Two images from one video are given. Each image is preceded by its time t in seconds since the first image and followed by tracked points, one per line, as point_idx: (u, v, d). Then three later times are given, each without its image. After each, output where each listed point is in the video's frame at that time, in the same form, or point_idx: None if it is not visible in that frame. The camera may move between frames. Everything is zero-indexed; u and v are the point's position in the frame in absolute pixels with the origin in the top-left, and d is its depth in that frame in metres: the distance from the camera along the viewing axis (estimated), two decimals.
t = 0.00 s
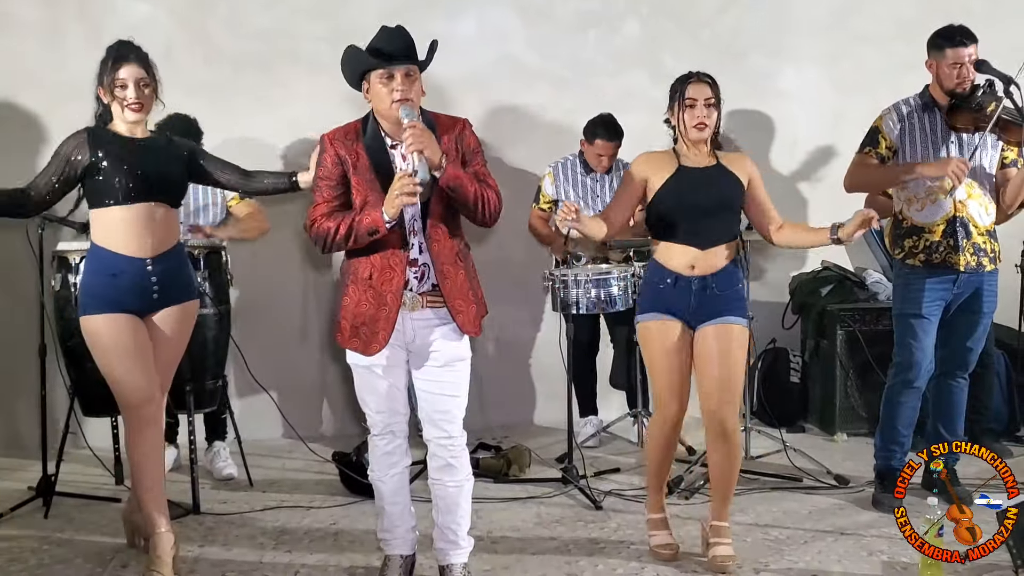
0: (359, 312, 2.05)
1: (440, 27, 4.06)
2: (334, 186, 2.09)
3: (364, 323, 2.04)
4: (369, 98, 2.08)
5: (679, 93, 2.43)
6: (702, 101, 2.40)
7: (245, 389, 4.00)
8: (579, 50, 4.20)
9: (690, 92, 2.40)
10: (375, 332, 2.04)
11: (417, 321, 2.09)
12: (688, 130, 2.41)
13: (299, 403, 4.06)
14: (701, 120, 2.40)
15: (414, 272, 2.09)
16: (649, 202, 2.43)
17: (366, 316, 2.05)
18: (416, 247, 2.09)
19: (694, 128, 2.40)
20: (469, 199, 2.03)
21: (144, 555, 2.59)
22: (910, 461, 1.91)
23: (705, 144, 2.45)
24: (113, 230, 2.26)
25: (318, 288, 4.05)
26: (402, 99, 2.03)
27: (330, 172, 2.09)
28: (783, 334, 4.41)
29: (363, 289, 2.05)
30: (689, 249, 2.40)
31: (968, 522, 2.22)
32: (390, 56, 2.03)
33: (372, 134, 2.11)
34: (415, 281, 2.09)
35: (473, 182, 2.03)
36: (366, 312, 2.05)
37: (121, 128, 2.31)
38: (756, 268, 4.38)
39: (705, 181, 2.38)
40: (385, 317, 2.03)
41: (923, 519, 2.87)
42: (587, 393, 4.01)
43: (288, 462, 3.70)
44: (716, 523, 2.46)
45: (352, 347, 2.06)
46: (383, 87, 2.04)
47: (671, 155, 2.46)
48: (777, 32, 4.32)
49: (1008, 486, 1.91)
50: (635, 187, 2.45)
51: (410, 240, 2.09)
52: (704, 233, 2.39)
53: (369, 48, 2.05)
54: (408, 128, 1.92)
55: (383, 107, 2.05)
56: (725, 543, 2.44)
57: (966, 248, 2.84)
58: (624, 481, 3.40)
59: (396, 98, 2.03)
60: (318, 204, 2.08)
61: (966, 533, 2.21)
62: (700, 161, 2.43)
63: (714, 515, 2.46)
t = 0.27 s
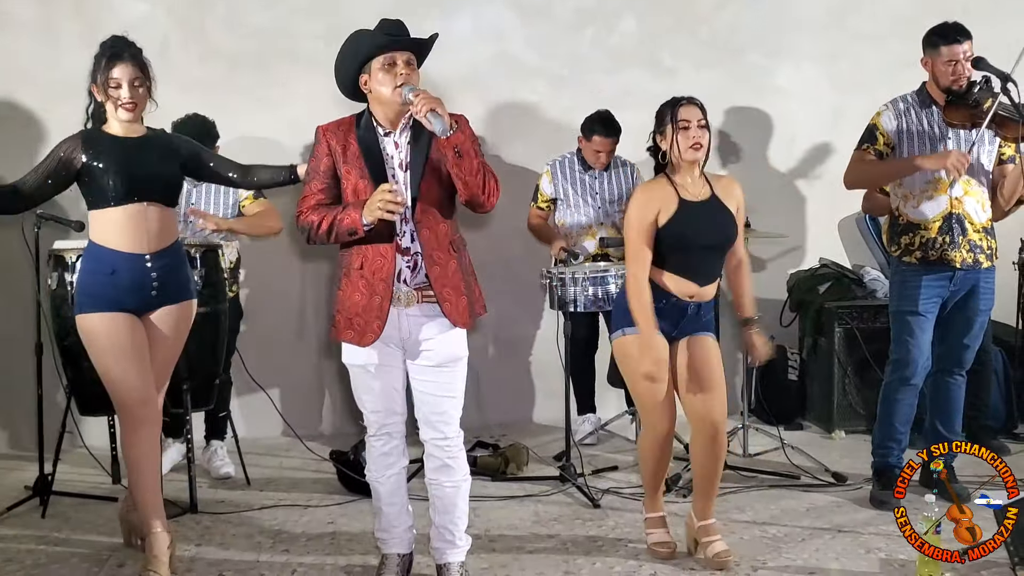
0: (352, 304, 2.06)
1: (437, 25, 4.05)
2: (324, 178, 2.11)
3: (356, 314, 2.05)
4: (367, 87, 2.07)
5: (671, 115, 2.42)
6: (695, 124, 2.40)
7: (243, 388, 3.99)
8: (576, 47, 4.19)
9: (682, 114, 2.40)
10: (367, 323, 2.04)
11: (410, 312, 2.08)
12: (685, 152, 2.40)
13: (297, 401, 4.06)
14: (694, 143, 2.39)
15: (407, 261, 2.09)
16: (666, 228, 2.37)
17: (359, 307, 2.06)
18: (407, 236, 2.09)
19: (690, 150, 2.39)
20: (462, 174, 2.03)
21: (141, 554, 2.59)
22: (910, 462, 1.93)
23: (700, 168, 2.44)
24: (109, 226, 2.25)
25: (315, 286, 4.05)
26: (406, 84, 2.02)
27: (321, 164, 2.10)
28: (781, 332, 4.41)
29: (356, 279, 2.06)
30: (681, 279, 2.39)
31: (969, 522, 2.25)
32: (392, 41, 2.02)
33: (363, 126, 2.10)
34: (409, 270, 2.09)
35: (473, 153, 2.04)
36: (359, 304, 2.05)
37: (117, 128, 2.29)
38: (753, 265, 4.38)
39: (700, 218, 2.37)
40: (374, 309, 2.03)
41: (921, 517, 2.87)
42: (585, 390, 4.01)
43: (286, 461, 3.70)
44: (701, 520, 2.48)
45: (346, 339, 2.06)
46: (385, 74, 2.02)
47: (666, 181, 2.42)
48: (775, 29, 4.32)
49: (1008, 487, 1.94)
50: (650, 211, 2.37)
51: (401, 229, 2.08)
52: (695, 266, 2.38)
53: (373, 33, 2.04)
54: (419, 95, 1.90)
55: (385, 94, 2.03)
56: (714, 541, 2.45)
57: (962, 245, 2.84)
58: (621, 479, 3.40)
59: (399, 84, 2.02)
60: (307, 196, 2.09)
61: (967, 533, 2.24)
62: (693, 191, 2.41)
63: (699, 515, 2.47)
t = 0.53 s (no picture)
0: (340, 296, 2.06)
1: (433, 22, 4.05)
2: (315, 171, 2.11)
3: (344, 305, 2.05)
4: (358, 85, 2.07)
5: (671, 99, 2.40)
6: (695, 104, 2.38)
7: (239, 386, 3.99)
8: (572, 45, 4.19)
9: (684, 95, 2.38)
10: (354, 314, 2.04)
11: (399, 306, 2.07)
12: (687, 133, 2.38)
13: (293, 400, 4.05)
14: (693, 124, 2.38)
15: (397, 255, 2.08)
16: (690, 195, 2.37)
17: (347, 298, 2.05)
18: (395, 229, 2.09)
19: (690, 130, 2.37)
20: (453, 171, 2.02)
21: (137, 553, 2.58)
22: (910, 461, 1.97)
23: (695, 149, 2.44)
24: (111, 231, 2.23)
25: (311, 285, 4.04)
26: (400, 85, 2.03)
27: (312, 157, 2.11)
28: (777, 329, 4.42)
29: (343, 270, 2.06)
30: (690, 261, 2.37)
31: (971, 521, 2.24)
32: (389, 41, 2.03)
33: (354, 120, 2.10)
34: (399, 264, 2.09)
35: (467, 152, 2.03)
36: (346, 295, 2.05)
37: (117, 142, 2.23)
38: (749, 262, 4.38)
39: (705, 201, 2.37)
40: (359, 299, 2.03)
41: (918, 513, 2.87)
42: (581, 388, 4.01)
43: (282, 459, 3.69)
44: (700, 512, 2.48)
45: (334, 330, 2.05)
46: (379, 75, 2.03)
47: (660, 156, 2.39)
48: (771, 26, 4.32)
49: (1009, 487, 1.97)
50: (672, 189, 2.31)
51: (389, 223, 2.08)
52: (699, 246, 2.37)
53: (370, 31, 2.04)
54: (415, 95, 1.90)
55: (379, 95, 2.04)
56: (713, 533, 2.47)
57: (959, 242, 2.84)
58: (618, 477, 3.40)
59: (395, 84, 2.03)
60: (302, 189, 2.11)
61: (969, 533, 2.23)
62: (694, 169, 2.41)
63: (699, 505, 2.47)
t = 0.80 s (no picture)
0: (339, 303, 2.07)
1: (431, 21, 4.05)
2: (310, 178, 2.11)
3: (343, 312, 2.06)
4: (354, 89, 2.07)
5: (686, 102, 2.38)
6: (710, 118, 2.37)
7: (237, 385, 3.99)
8: (570, 44, 4.19)
9: (702, 109, 2.36)
10: (353, 321, 2.05)
11: (395, 310, 2.08)
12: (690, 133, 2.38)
13: (291, 398, 4.05)
14: (701, 132, 2.38)
15: (395, 259, 2.09)
16: (687, 180, 2.38)
17: (346, 305, 2.07)
18: (393, 234, 2.09)
19: (693, 141, 2.39)
20: (451, 176, 2.02)
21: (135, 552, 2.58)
22: (910, 462, 1.99)
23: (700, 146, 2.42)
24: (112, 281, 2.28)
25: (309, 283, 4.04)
26: (396, 91, 2.03)
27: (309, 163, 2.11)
28: (775, 328, 4.42)
29: (343, 277, 2.07)
30: (700, 250, 2.42)
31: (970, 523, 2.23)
32: (385, 47, 2.03)
33: (348, 124, 2.10)
34: (397, 267, 2.08)
35: (465, 159, 2.03)
36: (345, 303, 2.06)
37: (122, 173, 2.25)
38: (747, 261, 4.39)
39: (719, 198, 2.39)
40: (358, 306, 2.05)
41: (915, 511, 2.88)
42: (579, 387, 4.01)
43: (280, 458, 3.70)
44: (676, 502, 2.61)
45: (334, 337, 2.07)
46: (377, 80, 2.03)
47: (664, 148, 2.42)
48: (768, 25, 4.32)
49: (1009, 487, 1.99)
50: (665, 179, 2.36)
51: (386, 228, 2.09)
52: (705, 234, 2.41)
53: (368, 37, 2.04)
54: (414, 103, 1.90)
55: (376, 99, 2.04)
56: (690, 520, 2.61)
57: (955, 242, 2.86)
58: (616, 475, 3.40)
59: (391, 90, 2.03)
60: (301, 196, 2.11)
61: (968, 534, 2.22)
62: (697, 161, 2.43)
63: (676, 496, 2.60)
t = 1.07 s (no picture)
0: (342, 307, 2.08)
1: (430, 20, 4.04)
2: (309, 182, 2.14)
3: (346, 316, 2.07)
4: (353, 90, 2.06)
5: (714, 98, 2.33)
6: (737, 111, 2.33)
7: (236, 384, 3.99)
8: (569, 42, 4.19)
9: (727, 101, 2.32)
10: (355, 326, 2.06)
11: (395, 310, 2.08)
12: (720, 130, 2.34)
13: (290, 396, 4.06)
14: (731, 128, 2.33)
15: (397, 260, 2.09)
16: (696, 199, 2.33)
17: (348, 307, 2.08)
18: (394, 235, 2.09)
19: (724, 135, 2.34)
20: (454, 177, 2.01)
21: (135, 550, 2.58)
22: (910, 462, 2.03)
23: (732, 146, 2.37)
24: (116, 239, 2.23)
25: (309, 281, 4.04)
26: (395, 92, 2.03)
27: (308, 166, 2.13)
28: (774, 326, 4.42)
29: (344, 280, 2.09)
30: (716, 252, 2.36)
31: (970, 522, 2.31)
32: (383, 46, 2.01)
33: (347, 127, 2.10)
34: (398, 268, 2.09)
35: (467, 160, 2.02)
36: (346, 308, 2.07)
37: (129, 127, 2.22)
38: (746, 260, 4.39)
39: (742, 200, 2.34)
40: (360, 310, 2.06)
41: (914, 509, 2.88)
42: (578, 386, 4.02)
43: (280, 456, 3.70)
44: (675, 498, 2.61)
45: (339, 342, 2.08)
46: (377, 80, 2.02)
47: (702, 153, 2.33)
48: (768, 24, 4.32)
49: (1008, 485, 2.05)
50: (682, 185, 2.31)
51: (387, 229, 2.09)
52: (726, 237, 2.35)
53: (366, 36, 2.03)
54: (414, 105, 1.90)
55: (376, 100, 2.03)
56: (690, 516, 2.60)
57: (954, 240, 2.86)
58: (615, 473, 3.41)
59: (389, 90, 2.02)
60: (296, 198, 2.14)
61: (967, 533, 2.31)
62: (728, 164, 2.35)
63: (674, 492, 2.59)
